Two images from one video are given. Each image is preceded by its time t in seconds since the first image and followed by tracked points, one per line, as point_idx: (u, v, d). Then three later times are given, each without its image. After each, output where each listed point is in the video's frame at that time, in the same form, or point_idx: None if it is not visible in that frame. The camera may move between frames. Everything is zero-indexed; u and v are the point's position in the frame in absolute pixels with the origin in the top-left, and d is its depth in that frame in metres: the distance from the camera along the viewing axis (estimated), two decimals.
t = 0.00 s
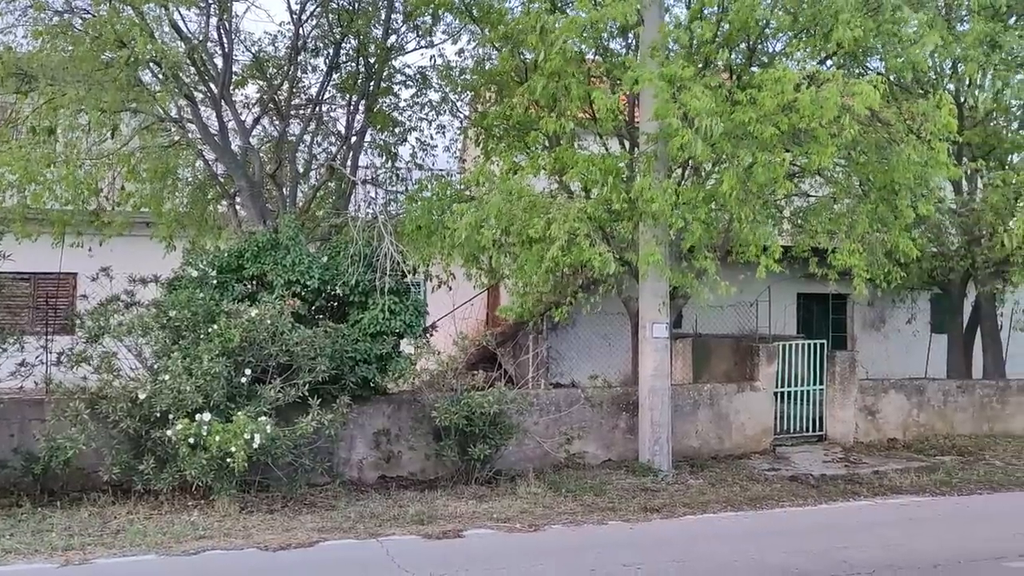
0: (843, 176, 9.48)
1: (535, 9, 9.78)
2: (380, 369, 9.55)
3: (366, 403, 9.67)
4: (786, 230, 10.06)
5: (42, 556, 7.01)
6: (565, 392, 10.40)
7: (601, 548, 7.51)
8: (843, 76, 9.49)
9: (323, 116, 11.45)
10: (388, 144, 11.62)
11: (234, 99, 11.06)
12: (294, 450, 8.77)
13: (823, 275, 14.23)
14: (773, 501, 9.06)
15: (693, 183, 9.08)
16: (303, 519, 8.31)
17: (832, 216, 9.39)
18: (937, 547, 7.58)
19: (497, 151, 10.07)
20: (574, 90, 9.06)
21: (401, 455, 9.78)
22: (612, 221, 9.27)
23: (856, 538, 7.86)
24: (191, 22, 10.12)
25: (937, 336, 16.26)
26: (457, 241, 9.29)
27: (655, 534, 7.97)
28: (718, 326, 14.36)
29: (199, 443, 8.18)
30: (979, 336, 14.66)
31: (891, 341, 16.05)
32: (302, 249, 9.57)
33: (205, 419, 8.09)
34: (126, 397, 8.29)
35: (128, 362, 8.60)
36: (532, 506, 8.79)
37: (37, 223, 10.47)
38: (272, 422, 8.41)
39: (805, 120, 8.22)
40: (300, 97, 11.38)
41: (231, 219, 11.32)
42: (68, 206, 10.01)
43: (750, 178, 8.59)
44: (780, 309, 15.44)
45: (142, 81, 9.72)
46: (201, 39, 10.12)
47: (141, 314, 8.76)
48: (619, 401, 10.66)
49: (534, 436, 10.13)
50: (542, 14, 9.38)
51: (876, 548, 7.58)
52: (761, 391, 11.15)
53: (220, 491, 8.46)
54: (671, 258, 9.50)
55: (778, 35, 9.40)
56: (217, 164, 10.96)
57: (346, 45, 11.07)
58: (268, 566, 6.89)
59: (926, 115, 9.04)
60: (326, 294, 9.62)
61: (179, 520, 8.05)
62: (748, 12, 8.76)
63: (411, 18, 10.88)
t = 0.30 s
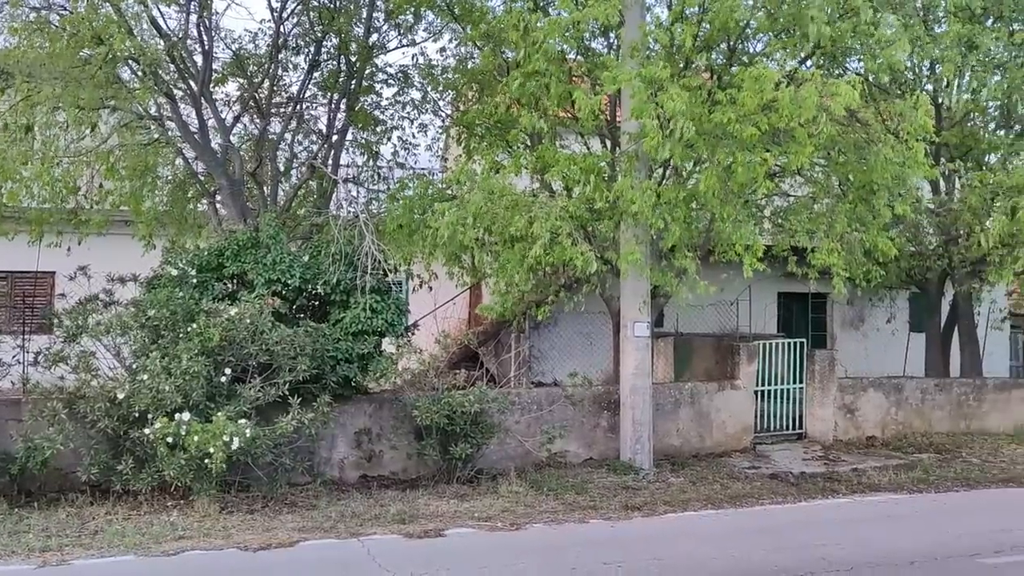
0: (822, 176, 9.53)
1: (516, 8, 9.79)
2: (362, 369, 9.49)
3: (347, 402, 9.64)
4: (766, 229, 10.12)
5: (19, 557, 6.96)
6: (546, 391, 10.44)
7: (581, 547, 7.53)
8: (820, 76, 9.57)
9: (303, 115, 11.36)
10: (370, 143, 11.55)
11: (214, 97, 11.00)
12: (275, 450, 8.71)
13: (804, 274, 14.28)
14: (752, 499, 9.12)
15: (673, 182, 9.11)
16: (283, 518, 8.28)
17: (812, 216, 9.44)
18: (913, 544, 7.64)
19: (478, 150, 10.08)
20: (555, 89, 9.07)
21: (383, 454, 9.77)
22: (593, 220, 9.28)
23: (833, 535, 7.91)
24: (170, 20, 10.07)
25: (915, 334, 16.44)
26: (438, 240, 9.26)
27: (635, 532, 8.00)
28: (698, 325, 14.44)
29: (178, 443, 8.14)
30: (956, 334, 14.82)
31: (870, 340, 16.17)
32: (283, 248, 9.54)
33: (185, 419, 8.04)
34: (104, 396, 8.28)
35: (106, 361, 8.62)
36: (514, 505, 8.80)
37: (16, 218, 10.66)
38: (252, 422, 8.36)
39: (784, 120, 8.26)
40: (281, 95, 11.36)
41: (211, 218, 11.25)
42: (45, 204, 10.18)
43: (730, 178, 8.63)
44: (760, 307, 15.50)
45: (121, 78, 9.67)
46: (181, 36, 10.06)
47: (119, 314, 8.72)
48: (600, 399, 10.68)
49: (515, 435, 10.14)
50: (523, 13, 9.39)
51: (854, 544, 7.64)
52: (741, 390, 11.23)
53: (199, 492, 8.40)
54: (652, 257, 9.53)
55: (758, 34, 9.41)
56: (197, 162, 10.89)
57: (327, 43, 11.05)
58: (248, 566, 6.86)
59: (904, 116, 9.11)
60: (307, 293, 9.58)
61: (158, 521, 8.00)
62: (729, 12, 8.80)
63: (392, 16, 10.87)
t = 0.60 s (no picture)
0: (801, 175, 9.58)
1: (497, 6, 9.79)
2: (341, 368, 9.51)
3: (327, 401, 9.61)
4: (745, 229, 10.16)
5: None
6: (527, 390, 10.49)
7: (561, 545, 7.53)
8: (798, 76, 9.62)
9: (283, 112, 11.29)
10: (351, 141, 11.56)
11: (192, 94, 10.92)
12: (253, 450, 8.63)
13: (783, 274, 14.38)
14: (731, 498, 9.17)
15: (653, 182, 9.14)
16: (262, 518, 8.23)
17: (790, 215, 9.49)
18: (888, 541, 7.70)
19: (459, 148, 10.07)
20: (535, 89, 9.07)
21: (362, 454, 9.55)
22: (573, 219, 9.29)
23: (811, 533, 7.96)
24: (147, 16, 9.99)
25: (892, 334, 16.58)
26: (418, 239, 9.23)
27: (614, 531, 8.01)
28: (678, 323, 14.48)
29: (155, 443, 8.08)
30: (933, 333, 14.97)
31: (848, 338, 16.29)
32: (262, 246, 9.51)
33: (162, 419, 7.98)
34: (80, 396, 8.16)
35: (82, 360, 8.55)
36: (494, 504, 8.80)
37: None
38: (230, 421, 8.30)
39: (761, 120, 8.30)
40: (261, 93, 11.32)
41: (189, 215, 11.16)
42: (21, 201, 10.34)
43: (710, 178, 8.67)
44: (740, 306, 15.58)
45: (97, 75, 9.60)
46: (159, 32, 9.98)
47: (95, 312, 8.69)
48: (581, 398, 10.71)
49: (496, 434, 10.14)
50: (504, 11, 9.38)
51: (831, 542, 7.68)
52: (720, 388, 11.37)
53: (177, 491, 8.32)
54: (632, 257, 9.56)
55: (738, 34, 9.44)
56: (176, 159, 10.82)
57: (306, 40, 11.01)
58: (226, 566, 6.81)
59: (881, 116, 9.19)
60: (286, 292, 9.56)
61: (135, 521, 7.94)
62: (708, 12, 8.84)
63: (373, 14, 10.85)
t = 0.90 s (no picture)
0: (780, 175, 9.62)
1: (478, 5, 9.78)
2: (321, 367, 9.48)
3: (307, 401, 9.59)
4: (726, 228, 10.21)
5: None
6: (508, 390, 10.49)
7: (541, 545, 7.53)
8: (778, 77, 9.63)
9: (263, 110, 11.24)
10: (331, 140, 11.51)
11: (171, 91, 10.86)
12: (233, 449, 8.56)
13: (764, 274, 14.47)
14: (711, 497, 9.21)
15: (634, 182, 9.15)
16: (241, 518, 8.18)
17: (770, 215, 9.53)
18: (866, 538, 7.76)
19: (439, 147, 10.06)
20: (516, 89, 9.08)
21: (343, 455, 9.53)
22: (554, 219, 9.29)
23: (789, 531, 8.00)
24: (126, 12, 9.90)
25: (870, 333, 16.72)
26: (398, 239, 9.20)
27: (594, 530, 8.01)
28: (659, 323, 14.56)
29: (133, 443, 8.00)
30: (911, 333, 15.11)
31: (828, 337, 16.42)
32: (242, 244, 9.47)
33: (140, 418, 7.90)
34: (56, 396, 8.06)
35: (59, 359, 8.50)
36: (474, 503, 8.80)
37: None
38: (209, 421, 8.24)
39: (741, 120, 8.34)
40: (241, 90, 11.25)
41: (168, 213, 11.07)
42: None
43: (690, 178, 8.69)
44: (720, 305, 15.66)
45: (75, 71, 9.52)
46: (137, 29, 9.92)
47: (72, 311, 8.64)
48: (562, 398, 10.71)
49: (477, 433, 10.15)
50: (486, 10, 9.37)
51: (810, 540, 7.72)
52: (700, 387, 11.44)
53: (155, 491, 8.26)
54: (613, 256, 9.57)
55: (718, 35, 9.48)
56: (155, 157, 10.74)
57: (287, 38, 10.97)
58: (205, 566, 6.77)
59: (860, 117, 9.25)
60: (266, 291, 9.51)
61: (113, 521, 7.88)
62: (690, 12, 8.87)
63: (354, 12, 10.83)
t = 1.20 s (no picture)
0: (761, 176, 9.66)
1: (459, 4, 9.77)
2: (302, 367, 9.45)
3: (287, 401, 9.55)
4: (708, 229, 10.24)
5: None
6: (489, 390, 10.49)
7: (523, 545, 7.52)
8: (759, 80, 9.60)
9: (244, 109, 11.22)
10: (312, 139, 11.53)
11: (150, 89, 10.78)
12: (212, 450, 8.51)
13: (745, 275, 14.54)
14: (692, 497, 9.24)
15: (616, 182, 9.16)
16: (220, 519, 8.13)
17: (751, 216, 9.56)
18: (845, 537, 7.81)
19: (421, 147, 10.05)
20: (498, 89, 9.09)
21: (324, 455, 9.54)
22: (536, 219, 9.28)
23: (769, 530, 8.04)
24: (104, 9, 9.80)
25: (850, 333, 16.85)
26: (379, 239, 9.16)
27: (576, 530, 8.01)
28: (640, 323, 14.60)
29: (110, 444, 7.92)
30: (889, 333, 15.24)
31: (808, 338, 16.52)
32: (222, 244, 9.41)
33: (118, 419, 7.82)
34: (32, 396, 7.93)
35: (35, 359, 8.35)
36: (455, 504, 8.79)
37: None
38: (189, 422, 8.18)
39: (723, 121, 8.36)
40: (221, 88, 11.19)
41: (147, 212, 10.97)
42: None
43: (671, 177, 8.68)
44: (701, 305, 15.73)
45: (52, 69, 9.53)
46: (116, 26, 9.84)
47: (49, 310, 8.55)
48: (543, 397, 10.72)
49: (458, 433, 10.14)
50: (468, 9, 9.35)
51: (791, 539, 7.75)
52: (681, 387, 11.49)
53: (133, 493, 8.18)
54: (595, 256, 9.59)
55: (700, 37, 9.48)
56: (133, 155, 10.65)
57: (267, 37, 10.91)
58: (184, 567, 6.71)
59: (840, 118, 9.30)
60: (246, 291, 9.47)
61: (89, 523, 7.81)
62: (671, 13, 8.90)
63: (335, 11, 10.81)
